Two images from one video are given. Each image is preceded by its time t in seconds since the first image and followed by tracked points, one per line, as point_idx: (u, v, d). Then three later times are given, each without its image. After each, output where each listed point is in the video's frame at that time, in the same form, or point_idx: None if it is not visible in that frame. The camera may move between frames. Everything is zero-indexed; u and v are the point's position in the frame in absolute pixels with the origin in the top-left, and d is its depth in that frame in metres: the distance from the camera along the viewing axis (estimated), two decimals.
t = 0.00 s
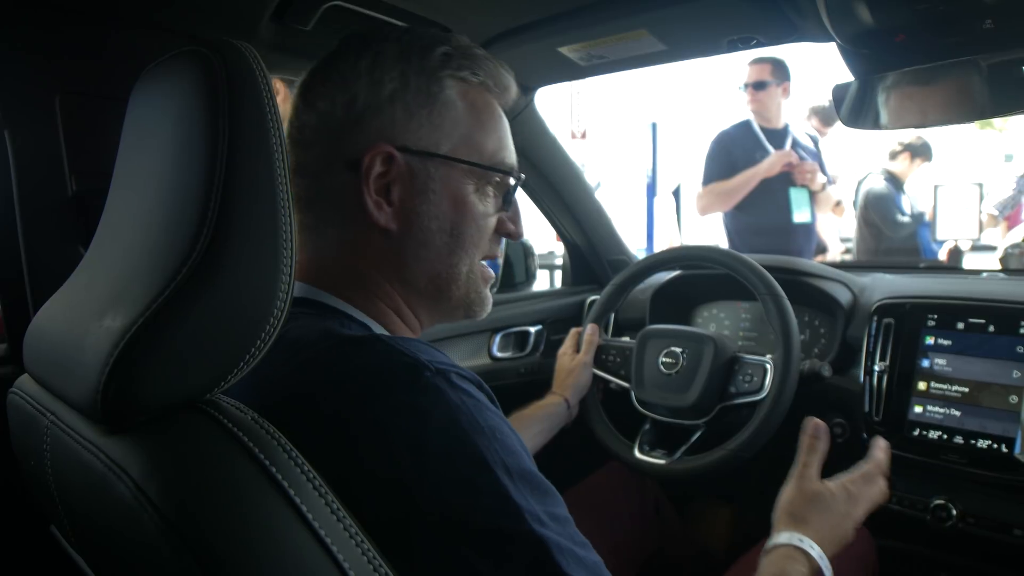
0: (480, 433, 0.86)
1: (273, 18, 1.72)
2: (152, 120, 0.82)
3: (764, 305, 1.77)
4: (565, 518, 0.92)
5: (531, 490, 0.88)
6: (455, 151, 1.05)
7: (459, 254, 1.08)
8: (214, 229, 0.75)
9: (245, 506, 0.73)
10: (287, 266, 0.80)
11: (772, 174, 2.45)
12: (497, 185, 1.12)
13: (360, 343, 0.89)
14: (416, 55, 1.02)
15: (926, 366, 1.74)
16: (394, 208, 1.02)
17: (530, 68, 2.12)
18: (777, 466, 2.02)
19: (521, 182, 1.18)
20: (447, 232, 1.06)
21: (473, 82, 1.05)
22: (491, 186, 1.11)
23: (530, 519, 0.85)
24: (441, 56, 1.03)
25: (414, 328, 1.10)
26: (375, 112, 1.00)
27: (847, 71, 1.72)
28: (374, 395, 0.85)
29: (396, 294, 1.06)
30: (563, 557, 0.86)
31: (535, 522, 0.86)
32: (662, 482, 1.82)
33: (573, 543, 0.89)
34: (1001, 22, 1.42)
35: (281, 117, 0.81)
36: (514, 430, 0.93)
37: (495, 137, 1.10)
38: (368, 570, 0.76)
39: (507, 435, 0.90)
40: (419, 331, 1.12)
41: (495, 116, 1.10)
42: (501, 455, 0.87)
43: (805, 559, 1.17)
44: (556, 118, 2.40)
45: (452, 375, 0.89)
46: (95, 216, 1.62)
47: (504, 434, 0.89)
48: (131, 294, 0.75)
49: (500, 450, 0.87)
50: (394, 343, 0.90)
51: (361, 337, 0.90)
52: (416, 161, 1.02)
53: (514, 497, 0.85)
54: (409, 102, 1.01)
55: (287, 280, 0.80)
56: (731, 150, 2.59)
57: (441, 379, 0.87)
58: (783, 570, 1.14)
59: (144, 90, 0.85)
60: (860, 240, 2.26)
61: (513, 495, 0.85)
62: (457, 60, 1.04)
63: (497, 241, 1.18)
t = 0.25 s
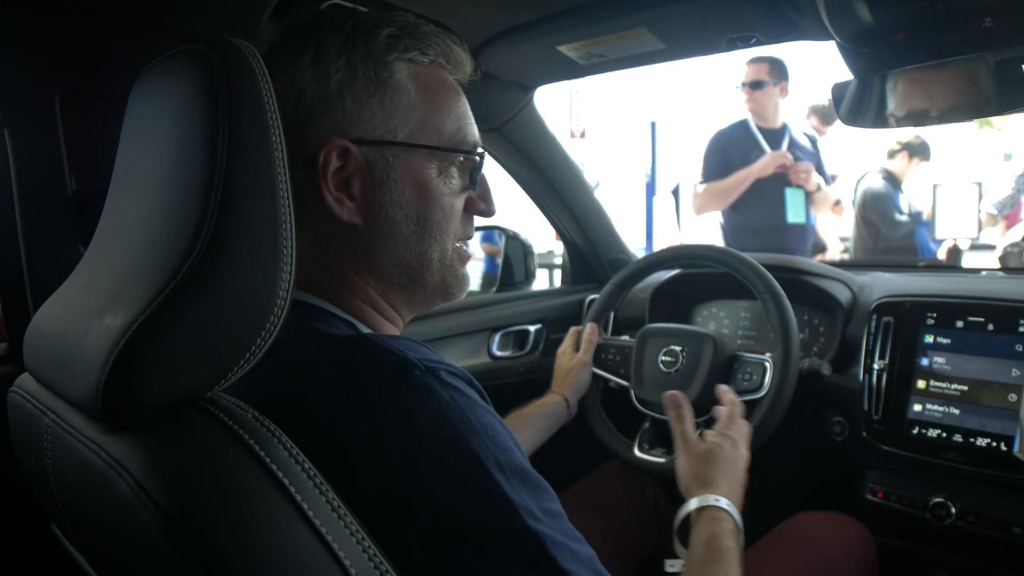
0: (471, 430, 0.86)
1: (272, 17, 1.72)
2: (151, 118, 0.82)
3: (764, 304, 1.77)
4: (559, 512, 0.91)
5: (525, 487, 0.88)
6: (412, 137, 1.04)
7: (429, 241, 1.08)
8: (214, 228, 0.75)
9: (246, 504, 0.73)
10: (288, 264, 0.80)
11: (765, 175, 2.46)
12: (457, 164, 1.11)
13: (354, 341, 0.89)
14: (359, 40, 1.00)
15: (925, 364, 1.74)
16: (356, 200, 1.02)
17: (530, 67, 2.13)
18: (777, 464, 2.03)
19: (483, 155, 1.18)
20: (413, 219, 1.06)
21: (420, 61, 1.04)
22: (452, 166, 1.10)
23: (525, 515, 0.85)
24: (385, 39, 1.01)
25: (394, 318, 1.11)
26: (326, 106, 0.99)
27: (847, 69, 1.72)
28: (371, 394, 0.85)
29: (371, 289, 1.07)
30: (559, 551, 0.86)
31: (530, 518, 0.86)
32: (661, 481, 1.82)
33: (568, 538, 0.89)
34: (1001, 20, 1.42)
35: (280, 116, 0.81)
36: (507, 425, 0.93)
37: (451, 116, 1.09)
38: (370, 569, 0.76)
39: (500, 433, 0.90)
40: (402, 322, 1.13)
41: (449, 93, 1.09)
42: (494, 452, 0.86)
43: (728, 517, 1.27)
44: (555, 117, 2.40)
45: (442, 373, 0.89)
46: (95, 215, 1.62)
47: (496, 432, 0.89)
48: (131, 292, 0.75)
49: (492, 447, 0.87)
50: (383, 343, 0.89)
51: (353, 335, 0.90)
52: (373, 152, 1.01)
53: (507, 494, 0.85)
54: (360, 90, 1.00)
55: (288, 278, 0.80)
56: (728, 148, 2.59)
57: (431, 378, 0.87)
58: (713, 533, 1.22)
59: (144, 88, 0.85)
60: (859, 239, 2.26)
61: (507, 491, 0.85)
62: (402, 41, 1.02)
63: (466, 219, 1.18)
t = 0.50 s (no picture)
0: (471, 428, 0.86)
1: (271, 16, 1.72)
2: (152, 118, 0.82)
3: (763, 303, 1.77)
4: (558, 509, 0.91)
5: (525, 484, 0.88)
6: (407, 135, 1.05)
7: (425, 238, 1.08)
8: (215, 228, 0.75)
9: (248, 502, 0.73)
10: (288, 264, 0.80)
11: (762, 174, 2.46)
12: (452, 161, 1.12)
13: (353, 340, 0.89)
14: (353, 38, 1.00)
15: (925, 363, 1.75)
16: (353, 199, 1.02)
17: (529, 67, 2.13)
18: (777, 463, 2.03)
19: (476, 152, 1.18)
20: (408, 216, 1.06)
21: (415, 59, 1.04)
22: (447, 163, 1.11)
23: (525, 512, 0.86)
24: (380, 36, 1.01)
25: (392, 316, 1.11)
26: (320, 104, 0.99)
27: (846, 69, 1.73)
28: (371, 393, 0.86)
29: (369, 286, 1.07)
30: (559, 548, 0.87)
31: (531, 515, 0.86)
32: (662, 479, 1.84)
33: (568, 535, 0.89)
34: (999, 20, 1.42)
35: (281, 116, 0.81)
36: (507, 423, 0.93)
37: (445, 112, 1.09)
38: (371, 569, 0.76)
39: (498, 430, 0.90)
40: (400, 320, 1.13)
41: (444, 90, 1.09)
42: (494, 450, 0.87)
43: (681, 501, 1.28)
44: (555, 116, 2.40)
45: (442, 371, 0.89)
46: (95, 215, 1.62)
47: (496, 430, 0.89)
48: (133, 292, 0.75)
49: (492, 445, 0.87)
50: (380, 341, 0.89)
51: (352, 333, 0.90)
52: (368, 150, 1.01)
53: (508, 492, 0.85)
54: (355, 88, 1.00)
55: (288, 278, 0.80)
56: (726, 147, 2.59)
57: (431, 376, 0.87)
58: (668, 520, 1.22)
59: (145, 87, 0.86)
60: (858, 237, 2.27)
61: (507, 489, 0.85)
62: (396, 38, 1.02)
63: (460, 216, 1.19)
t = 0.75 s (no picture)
0: (468, 428, 0.86)
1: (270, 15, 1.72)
2: (150, 116, 0.82)
3: (762, 302, 1.77)
4: (556, 509, 0.91)
5: (523, 483, 0.88)
6: (415, 136, 1.05)
7: (428, 239, 1.08)
8: (212, 226, 0.75)
9: (244, 501, 0.73)
10: (286, 263, 0.80)
11: (765, 178, 2.46)
12: (456, 164, 1.12)
13: (351, 339, 0.89)
14: (366, 38, 1.00)
15: (924, 363, 1.75)
16: (359, 197, 1.02)
17: (528, 66, 2.13)
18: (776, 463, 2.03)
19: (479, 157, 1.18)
20: (413, 217, 1.06)
21: (426, 62, 1.05)
22: (452, 166, 1.11)
23: (524, 511, 0.86)
24: (393, 38, 1.01)
25: (390, 317, 1.11)
26: (332, 101, 0.98)
27: (846, 69, 1.73)
28: (369, 394, 0.85)
29: (369, 285, 1.06)
30: (557, 548, 0.86)
31: (528, 514, 0.86)
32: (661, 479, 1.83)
33: (566, 534, 0.89)
34: (1000, 19, 1.42)
35: (278, 113, 0.81)
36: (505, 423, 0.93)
37: (452, 116, 1.10)
38: (369, 568, 0.76)
39: (496, 430, 0.90)
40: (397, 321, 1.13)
41: (452, 96, 1.10)
42: (492, 449, 0.87)
43: (678, 491, 1.29)
44: (555, 116, 2.40)
45: (438, 370, 0.89)
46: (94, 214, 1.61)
47: (493, 429, 0.89)
48: (130, 290, 0.75)
49: (491, 445, 0.87)
50: (377, 340, 0.89)
51: (349, 333, 0.90)
52: (377, 149, 1.01)
53: (507, 491, 0.85)
54: (366, 87, 1.00)
55: (285, 276, 0.80)
56: (727, 147, 2.59)
57: (427, 374, 0.87)
58: (667, 510, 1.22)
59: (143, 86, 0.86)
60: (858, 237, 2.27)
61: (506, 489, 0.85)
62: (409, 41, 1.03)
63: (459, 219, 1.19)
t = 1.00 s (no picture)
0: (473, 429, 0.85)
1: (269, 14, 1.71)
2: (147, 114, 0.81)
3: (763, 301, 1.77)
4: (563, 511, 0.91)
5: (527, 484, 0.87)
6: (475, 167, 1.06)
7: (451, 263, 1.09)
8: (209, 224, 0.74)
9: (242, 501, 0.73)
10: (284, 262, 0.79)
11: (765, 180, 2.44)
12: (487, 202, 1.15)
13: (353, 340, 0.88)
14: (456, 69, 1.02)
15: (926, 362, 1.74)
16: (413, 208, 1.02)
17: (528, 65, 2.12)
18: (777, 463, 2.02)
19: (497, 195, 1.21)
20: (450, 242, 1.07)
21: (499, 107, 1.08)
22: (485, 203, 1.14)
23: (526, 513, 0.85)
24: (478, 77, 1.04)
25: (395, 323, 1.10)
26: (414, 114, 0.98)
27: (847, 69, 1.72)
28: (370, 394, 0.85)
29: (387, 288, 1.04)
30: (562, 553, 0.86)
31: (533, 518, 0.85)
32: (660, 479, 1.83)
33: (574, 536, 0.90)
34: (1001, 15, 1.41)
35: (276, 111, 0.81)
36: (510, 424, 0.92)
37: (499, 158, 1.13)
38: (369, 569, 0.75)
39: (501, 430, 0.88)
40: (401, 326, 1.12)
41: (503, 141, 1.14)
42: (497, 452, 0.85)
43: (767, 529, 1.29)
44: (556, 115, 2.39)
45: (444, 372, 0.88)
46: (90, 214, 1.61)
47: (499, 430, 0.88)
48: (127, 289, 0.75)
49: (496, 448, 0.86)
50: (380, 341, 0.88)
51: (352, 334, 0.89)
52: (444, 169, 1.02)
53: (511, 494, 0.85)
54: (445, 113, 1.01)
55: (283, 275, 0.79)
56: (727, 147, 2.58)
57: (432, 376, 0.86)
58: (751, 548, 1.24)
59: (140, 84, 0.85)
60: (859, 237, 2.28)
61: (508, 490, 0.84)
62: (491, 86, 1.06)
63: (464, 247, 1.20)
